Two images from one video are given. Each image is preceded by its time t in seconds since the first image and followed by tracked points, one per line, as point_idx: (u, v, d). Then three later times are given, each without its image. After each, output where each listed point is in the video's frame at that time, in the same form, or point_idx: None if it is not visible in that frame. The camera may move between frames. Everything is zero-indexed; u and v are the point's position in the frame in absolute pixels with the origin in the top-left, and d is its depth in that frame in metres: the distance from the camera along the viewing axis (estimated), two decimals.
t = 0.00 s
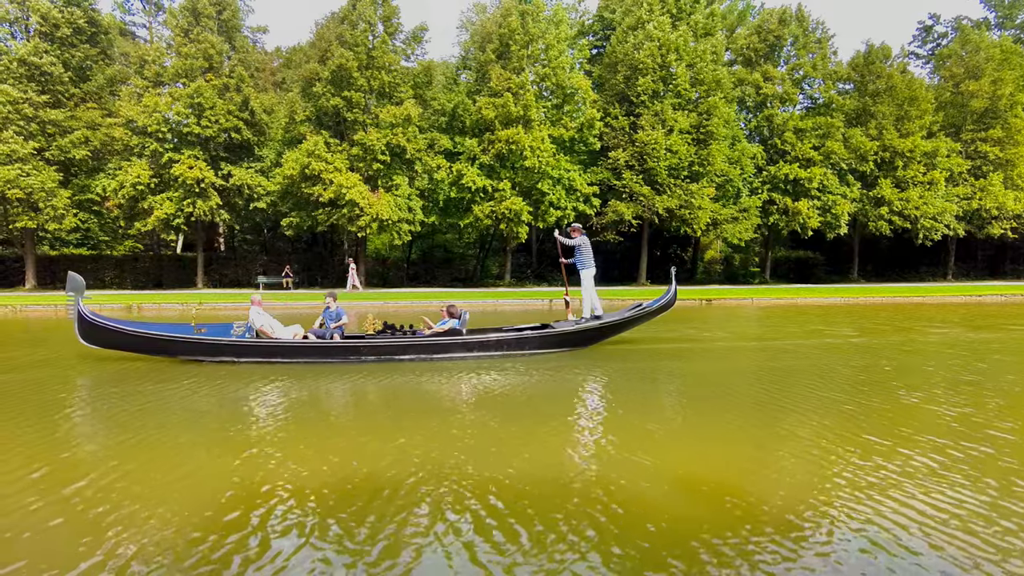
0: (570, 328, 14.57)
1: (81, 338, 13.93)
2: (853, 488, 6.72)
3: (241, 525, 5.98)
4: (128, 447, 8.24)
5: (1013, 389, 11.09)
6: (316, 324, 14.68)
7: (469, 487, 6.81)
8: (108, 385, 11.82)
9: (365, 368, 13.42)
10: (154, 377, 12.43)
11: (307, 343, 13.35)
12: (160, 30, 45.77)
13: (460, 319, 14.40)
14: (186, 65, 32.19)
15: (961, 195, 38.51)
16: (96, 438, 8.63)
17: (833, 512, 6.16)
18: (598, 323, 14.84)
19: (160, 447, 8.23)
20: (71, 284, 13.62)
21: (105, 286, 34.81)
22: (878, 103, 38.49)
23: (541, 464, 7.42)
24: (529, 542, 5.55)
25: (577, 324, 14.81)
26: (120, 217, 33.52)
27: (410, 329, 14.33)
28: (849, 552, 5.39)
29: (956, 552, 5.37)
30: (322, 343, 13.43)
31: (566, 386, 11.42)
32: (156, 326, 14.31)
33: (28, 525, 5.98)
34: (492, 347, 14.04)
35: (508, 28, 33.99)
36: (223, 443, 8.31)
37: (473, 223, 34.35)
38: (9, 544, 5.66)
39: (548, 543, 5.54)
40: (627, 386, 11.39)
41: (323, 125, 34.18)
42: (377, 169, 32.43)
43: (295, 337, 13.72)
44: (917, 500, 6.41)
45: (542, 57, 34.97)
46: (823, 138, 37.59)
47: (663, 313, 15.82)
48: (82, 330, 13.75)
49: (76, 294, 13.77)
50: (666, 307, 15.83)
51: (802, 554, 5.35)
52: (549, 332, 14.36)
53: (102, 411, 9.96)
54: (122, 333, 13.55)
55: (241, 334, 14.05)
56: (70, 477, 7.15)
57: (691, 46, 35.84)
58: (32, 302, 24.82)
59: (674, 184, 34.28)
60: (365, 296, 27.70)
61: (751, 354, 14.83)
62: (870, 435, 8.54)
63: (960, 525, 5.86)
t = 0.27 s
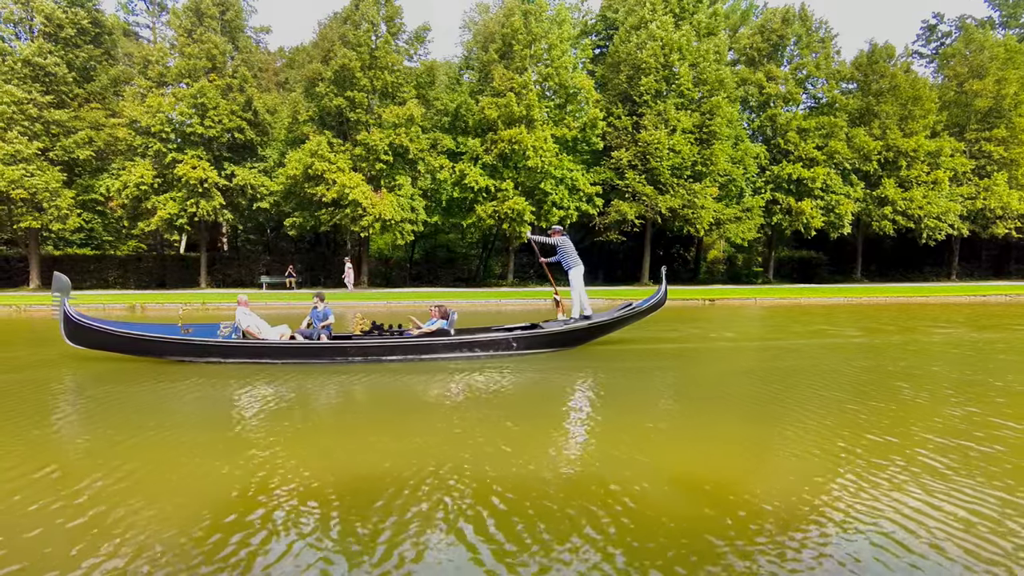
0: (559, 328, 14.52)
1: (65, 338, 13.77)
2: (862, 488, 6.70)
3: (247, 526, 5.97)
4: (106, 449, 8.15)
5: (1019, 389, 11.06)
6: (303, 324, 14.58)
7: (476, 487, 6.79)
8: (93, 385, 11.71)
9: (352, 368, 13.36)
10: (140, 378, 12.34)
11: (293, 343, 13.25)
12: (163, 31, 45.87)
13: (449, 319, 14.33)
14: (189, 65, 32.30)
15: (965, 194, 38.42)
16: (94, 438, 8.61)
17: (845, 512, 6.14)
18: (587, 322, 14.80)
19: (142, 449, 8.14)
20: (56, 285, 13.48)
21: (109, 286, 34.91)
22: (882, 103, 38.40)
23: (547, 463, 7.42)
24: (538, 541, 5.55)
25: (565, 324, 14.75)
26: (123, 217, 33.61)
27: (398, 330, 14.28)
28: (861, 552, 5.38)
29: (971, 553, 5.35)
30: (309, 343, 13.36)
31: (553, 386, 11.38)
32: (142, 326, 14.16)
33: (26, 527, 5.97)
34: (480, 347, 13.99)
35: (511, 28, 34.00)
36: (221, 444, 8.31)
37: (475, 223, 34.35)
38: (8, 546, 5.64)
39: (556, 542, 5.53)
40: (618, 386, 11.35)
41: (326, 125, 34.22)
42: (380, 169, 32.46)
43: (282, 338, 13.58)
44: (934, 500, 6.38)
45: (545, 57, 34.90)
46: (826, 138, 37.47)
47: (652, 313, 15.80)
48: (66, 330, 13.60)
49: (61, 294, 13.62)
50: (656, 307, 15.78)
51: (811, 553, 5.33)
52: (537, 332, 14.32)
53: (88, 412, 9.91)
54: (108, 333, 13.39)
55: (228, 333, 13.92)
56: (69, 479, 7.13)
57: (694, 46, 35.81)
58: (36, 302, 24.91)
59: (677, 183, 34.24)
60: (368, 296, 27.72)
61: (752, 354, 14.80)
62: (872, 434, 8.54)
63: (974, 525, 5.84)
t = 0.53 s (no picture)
0: (548, 328, 14.46)
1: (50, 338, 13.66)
2: (873, 489, 6.67)
3: (256, 526, 5.92)
4: (88, 450, 8.05)
5: None
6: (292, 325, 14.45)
7: (483, 487, 6.77)
8: (79, 386, 11.60)
9: (340, 369, 13.29)
10: (128, 379, 12.26)
11: (281, 343, 13.17)
12: (167, 31, 45.94)
13: (438, 319, 14.28)
14: (193, 65, 32.38)
15: (970, 194, 38.31)
16: (91, 438, 8.55)
17: (860, 513, 6.11)
18: (576, 322, 14.75)
19: (126, 451, 8.05)
20: (42, 284, 13.51)
21: (112, 285, 35.00)
22: (886, 102, 38.30)
23: (553, 463, 7.39)
24: (549, 543, 5.52)
25: (554, 324, 14.68)
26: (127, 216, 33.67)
27: (386, 330, 14.21)
28: (879, 553, 5.35)
29: (991, 555, 5.32)
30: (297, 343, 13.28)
31: (541, 386, 11.34)
32: (129, 326, 14.01)
33: (25, 528, 5.90)
34: (468, 347, 13.95)
35: (514, 28, 33.96)
36: (218, 444, 8.25)
37: (479, 223, 34.35)
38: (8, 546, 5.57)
39: (568, 543, 5.50)
40: (609, 387, 11.29)
41: (330, 125, 34.26)
42: (383, 168, 32.49)
43: (269, 338, 13.50)
44: (951, 501, 6.36)
45: (548, 57, 34.86)
46: (830, 137, 37.33)
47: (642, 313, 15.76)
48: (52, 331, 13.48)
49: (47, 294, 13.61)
50: (646, 307, 15.72)
51: (826, 555, 5.31)
52: (526, 331, 14.26)
53: (76, 413, 9.83)
54: (94, 333, 13.24)
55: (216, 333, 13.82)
56: (68, 479, 7.06)
57: (697, 46, 35.76)
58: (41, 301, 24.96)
59: (681, 183, 34.19)
60: (372, 296, 27.72)
61: (754, 354, 14.73)
62: (875, 435, 8.48)
63: (992, 526, 5.81)
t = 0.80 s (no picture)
0: (538, 328, 14.37)
1: (38, 338, 13.63)
2: (876, 489, 6.65)
3: (260, 525, 5.92)
4: (71, 450, 8.01)
5: None
6: (281, 324, 14.46)
7: (483, 486, 6.76)
8: (66, 385, 11.57)
9: (327, 368, 13.26)
10: (116, 378, 12.22)
11: (269, 343, 13.15)
12: (173, 31, 46.09)
13: (426, 319, 14.13)
14: (198, 65, 32.49)
15: (976, 194, 38.16)
16: (87, 438, 8.53)
17: (866, 513, 6.09)
18: (566, 322, 14.66)
19: (109, 450, 8.01)
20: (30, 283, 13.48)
21: (119, 284, 35.16)
22: (892, 101, 38.15)
23: (552, 463, 7.39)
24: (552, 542, 5.52)
25: (544, 324, 14.59)
26: (134, 216, 33.78)
27: (374, 329, 14.15)
28: (888, 552, 5.34)
29: (999, 555, 5.31)
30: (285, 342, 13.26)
31: (528, 386, 11.29)
32: (119, 325, 13.98)
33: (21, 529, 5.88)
34: (457, 347, 13.89)
35: (519, 27, 33.94)
36: (213, 444, 8.23)
37: (483, 223, 34.38)
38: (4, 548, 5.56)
39: (571, 543, 5.50)
40: (600, 387, 11.23)
41: (335, 125, 34.33)
42: (388, 168, 32.53)
43: (257, 338, 13.55)
44: (958, 500, 6.35)
45: (553, 57, 34.81)
46: (836, 137, 37.18)
47: (634, 313, 15.70)
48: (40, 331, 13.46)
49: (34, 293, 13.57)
50: (638, 307, 15.67)
51: (832, 554, 5.30)
52: (515, 332, 14.19)
53: (65, 412, 9.79)
54: (83, 333, 13.20)
55: (204, 333, 13.83)
56: (64, 479, 7.04)
57: (702, 45, 35.69)
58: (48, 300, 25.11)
59: (686, 182, 34.15)
60: (377, 296, 27.77)
61: (755, 354, 14.67)
62: (875, 436, 8.43)
63: (1001, 527, 5.80)
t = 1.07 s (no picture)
0: (528, 329, 14.26)
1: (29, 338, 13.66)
2: (882, 489, 6.63)
3: (267, 524, 5.89)
4: (53, 450, 7.97)
5: None
6: (270, 325, 14.49)
7: (488, 487, 6.72)
8: (56, 384, 11.59)
9: (315, 368, 13.24)
10: (106, 378, 12.20)
11: (256, 343, 13.13)
12: (180, 32, 46.29)
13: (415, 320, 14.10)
14: (205, 66, 32.65)
15: (984, 194, 37.95)
16: (86, 436, 8.51)
17: (877, 514, 6.06)
18: (558, 322, 14.53)
19: (91, 450, 7.97)
20: (20, 283, 13.65)
21: (126, 284, 35.34)
22: (898, 101, 37.99)
23: (557, 463, 7.36)
24: (561, 542, 5.47)
25: (534, 324, 14.48)
26: (141, 217, 33.93)
27: (364, 329, 14.10)
28: (903, 553, 5.31)
29: (1016, 556, 5.27)
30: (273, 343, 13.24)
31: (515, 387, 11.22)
32: (110, 326, 14.00)
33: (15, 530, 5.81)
34: (446, 347, 13.79)
35: (525, 27, 33.95)
36: (207, 444, 8.18)
37: (488, 223, 34.40)
38: None
39: (581, 543, 5.45)
40: (592, 388, 11.16)
41: (340, 125, 34.41)
42: (394, 168, 32.57)
43: (246, 337, 13.56)
44: (968, 500, 6.33)
45: (559, 57, 34.79)
46: (842, 137, 37.04)
47: (626, 314, 15.58)
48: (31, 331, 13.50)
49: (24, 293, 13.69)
50: (630, 307, 15.55)
51: (844, 555, 5.27)
52: (505, 332, 14.09)
53: (55, 412, 9.76)
54: (72, 334, 13.23)
55: (192, 333, 13.88)
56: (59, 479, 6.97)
57: (708, 45, 35.62)
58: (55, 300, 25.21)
59: (691, 182, 34.10)
60: (383, 295, 27.82)
61: (756, 355, 14.58)
62: (876, 437, 8.35)
63: (1015, 527, 5.77)
